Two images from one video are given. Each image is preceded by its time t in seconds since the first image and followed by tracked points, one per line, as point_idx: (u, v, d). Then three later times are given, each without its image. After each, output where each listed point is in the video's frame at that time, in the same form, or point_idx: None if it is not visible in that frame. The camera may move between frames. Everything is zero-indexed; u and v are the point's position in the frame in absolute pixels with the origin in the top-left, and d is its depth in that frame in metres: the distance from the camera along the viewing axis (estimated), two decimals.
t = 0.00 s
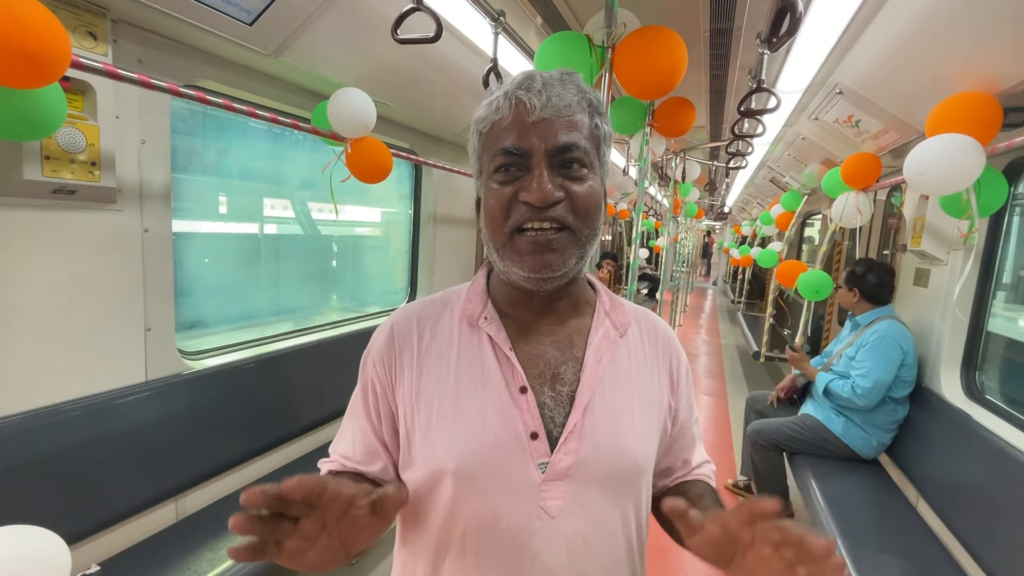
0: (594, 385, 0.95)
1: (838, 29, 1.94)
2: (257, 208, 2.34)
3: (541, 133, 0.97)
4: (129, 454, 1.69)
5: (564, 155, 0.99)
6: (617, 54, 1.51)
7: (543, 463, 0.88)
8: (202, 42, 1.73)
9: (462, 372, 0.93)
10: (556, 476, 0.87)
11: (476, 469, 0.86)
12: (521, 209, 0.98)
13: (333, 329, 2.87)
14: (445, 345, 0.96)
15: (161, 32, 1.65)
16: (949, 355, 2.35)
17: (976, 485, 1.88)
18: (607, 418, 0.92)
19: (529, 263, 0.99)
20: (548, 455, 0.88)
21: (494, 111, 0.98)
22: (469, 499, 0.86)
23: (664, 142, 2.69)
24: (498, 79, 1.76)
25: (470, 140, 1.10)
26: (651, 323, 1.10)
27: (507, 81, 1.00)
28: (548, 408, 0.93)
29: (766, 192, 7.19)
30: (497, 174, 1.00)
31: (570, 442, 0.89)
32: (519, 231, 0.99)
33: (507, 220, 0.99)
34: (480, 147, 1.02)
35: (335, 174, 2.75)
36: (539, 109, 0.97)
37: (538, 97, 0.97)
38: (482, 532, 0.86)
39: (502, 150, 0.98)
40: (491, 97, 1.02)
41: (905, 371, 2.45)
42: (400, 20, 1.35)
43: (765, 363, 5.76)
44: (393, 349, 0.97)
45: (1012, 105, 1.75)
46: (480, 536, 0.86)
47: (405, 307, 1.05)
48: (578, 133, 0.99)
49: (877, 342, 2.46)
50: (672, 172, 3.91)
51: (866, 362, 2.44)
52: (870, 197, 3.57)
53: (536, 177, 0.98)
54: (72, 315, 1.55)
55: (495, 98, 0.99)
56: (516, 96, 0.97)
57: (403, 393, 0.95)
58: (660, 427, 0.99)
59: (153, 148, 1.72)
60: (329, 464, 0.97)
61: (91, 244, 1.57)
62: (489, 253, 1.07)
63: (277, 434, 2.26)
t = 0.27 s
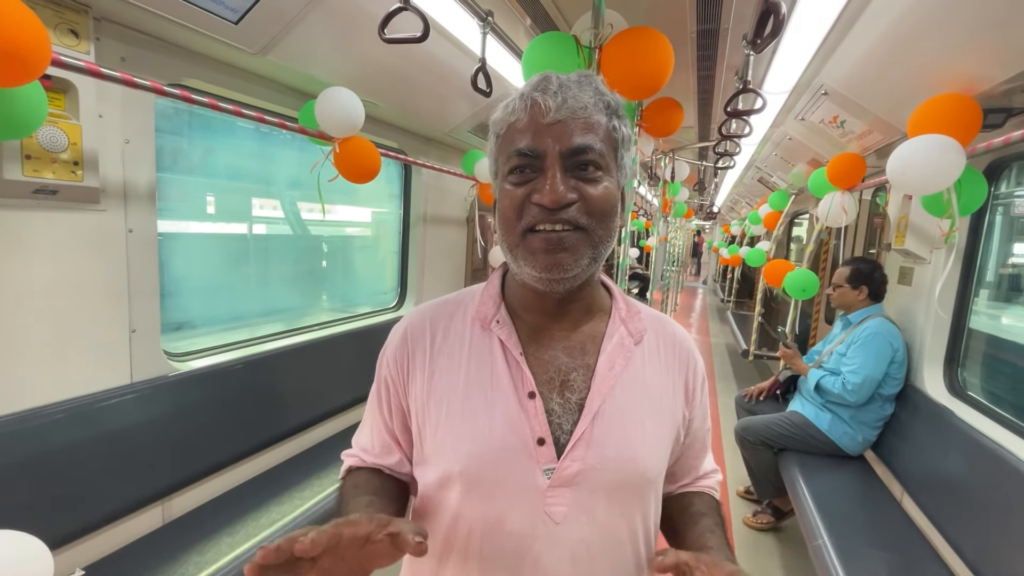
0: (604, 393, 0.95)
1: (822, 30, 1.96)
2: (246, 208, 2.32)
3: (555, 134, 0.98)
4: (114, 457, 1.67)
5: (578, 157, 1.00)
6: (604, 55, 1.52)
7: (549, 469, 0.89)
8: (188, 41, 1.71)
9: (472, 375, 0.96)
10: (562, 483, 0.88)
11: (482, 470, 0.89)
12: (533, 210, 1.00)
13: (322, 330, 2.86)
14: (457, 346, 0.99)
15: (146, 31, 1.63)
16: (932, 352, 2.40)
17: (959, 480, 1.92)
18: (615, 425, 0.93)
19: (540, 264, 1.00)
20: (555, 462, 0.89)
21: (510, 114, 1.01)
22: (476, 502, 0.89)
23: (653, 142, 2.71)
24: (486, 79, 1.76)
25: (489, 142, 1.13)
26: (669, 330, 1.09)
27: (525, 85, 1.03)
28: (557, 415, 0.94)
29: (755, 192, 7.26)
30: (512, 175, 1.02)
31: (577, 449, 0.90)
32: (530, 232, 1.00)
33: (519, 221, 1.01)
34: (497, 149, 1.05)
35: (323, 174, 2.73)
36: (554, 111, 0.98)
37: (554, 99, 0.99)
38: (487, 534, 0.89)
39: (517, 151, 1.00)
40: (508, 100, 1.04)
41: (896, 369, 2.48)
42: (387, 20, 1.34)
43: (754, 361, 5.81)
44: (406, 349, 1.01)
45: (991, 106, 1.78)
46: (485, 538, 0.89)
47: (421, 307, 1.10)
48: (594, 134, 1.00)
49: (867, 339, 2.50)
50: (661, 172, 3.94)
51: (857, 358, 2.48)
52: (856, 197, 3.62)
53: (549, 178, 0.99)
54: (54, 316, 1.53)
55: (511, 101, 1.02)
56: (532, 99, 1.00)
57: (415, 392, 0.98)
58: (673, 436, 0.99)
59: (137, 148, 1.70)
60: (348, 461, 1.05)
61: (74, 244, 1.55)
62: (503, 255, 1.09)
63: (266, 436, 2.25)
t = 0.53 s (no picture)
0: (601, 391, 0.95)
1: (807, 31, 1.99)
2: (234, 208, 2.29)
3: (553, 135, 0.99)
4: (98, 460, 1.64)
5: (576, 158, 1.00)
6: (592, 55, 1.52)
7: (546, 464, 0.89)
8: (172, 38, 1.69)
9: (471, 370, 0.97)
10: (558, 479, 0.89)
11: (479, 465, 0.89)
12: (532, 211, 1.00)
13: (312, 330, 2.85)
14: (457, 342, 1.00)
15: (129, 27, 1.61)
16: (915, 348, 2.44)
17: (941, 473, 1.96)
18: (613, 422, 0.93)
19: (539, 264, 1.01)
20: (551, 457, 0.90)
21: (508, 115, 1.02)
22: (471, 496, 0.90)
23: (641, 142, 2.72)
24: (475, 78, 1.76)
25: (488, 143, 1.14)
26: (669, 330, 1.09)
27: (523, 86, 1.03)
28: (554, 411, 0.95)
29: (743, 192, 7.34)
30: (510, 177, 1.03)
31: (574, 445, 0.90)
32: (529, 233, 1.01)
33: (519, 222, 1.02)
34: (496, 150, 1.06)
35: (311, 173, 2.71)
36: (551, 112, 0.99)
37: (551, 100, 0.99)
38: (481, 530, 0.89)
39: (515, 152, 1.01)
40: (506, 102, 1.05)
41: (886, 366, 2.54)
42: (374, 18, 1.34)
43: (744, 359, 5.88)
44: (407, 344, 1.02)
45: (971, 106, 1.82)
46: (480, 534, 0.89)
47: (424, 303, 1.11)
48: (591, 135, 1.01)
49: (860, 336, 2.51)
50: (651, 171, 3.96)
51: (850, 355, 2.50)
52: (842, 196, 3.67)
53: (546, 179, 1.00)
54: (35, 317, 1.50)
55: (510, 102, 1.03)
56: (530, 100, 1.00)
57: (415, 387, 0.99)
58: (671, 435, 0.99)
59: (121, 146, 1.68)
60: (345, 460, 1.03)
61: (54, 244, 1.52)
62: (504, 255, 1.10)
63: (255, 437, 2.23)
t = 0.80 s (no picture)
0: (589, 387, 0.96)
1: (794, 32, 2.01)
2: (222, 207, 2.27)
3: (540, 136, 0.99)
4: (83, 463, 1.62)
5: (563, 158, 1.00)
6: (581, 53, 1.52)
7: (533, 460, 0.90)
8: (157, 35, 1.67)
9: (461, 366, 0.97)
10: (545, 475, 0.89)
11: (466, 460, 0.89)
12: (521, 212, 1.00)
13: (302, 329, 2.83)
14: (447, 338, 1.00)
15: (112, 24, 1.59)
16: (900, 345, 2.48)
17: (926, 468, 1.99)
18: (601, 418, 0.93)
19: (529, 265, 1.01)
20: (539, 453, 0.90)
21: (494, 117, 1.02)
22: (459, 493, 0.90)
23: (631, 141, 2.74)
24: (465, 77, 1.76)
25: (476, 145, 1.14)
26: (660, 327, 1.09)
27: (510, 87, 1.03)
28: (542, 407, 0.95)
29: (733, 192, 7.41)
30: (499, 178, 1.03)
31: (561, 441, 0.91)
32: (519, 233, 1.01)
33: (508, 224, 1.02)
34: (484, 152, 1.05)
35: (300, 171, 2.70)
36: (538, 113, 0.99)
37: (538, 101, 0.99)
38: (469, 526, 0.89)
39: (502, 154, 1.01)
40: (493, 103, 1.05)
41: (875, 364, 2.56)
42: (362, 15, 1.33)
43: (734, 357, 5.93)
44: (399, 339, 1.02)
45: (954, 106, 1.85)
46: (468, 531, 0.90)
47: (418, 299, 1.10)
48: (578, 135, 1.01)
49: (850, 335, 2.51)
50: (641, 170, 3.98)
51: (840, 354, 2.50)
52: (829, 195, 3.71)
53: (535, 180, 1.00)
54: (17, 318, 1.48)
55: (496, 104, 1.03)
56: (516, 100, 1.00)
57: (405, 383, 0.99)
58: (661, 432, 0.99)
59: (105, 144, 1.65)
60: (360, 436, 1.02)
61: (36, 244, 1.49)
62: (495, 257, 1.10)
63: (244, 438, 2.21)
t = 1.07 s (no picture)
0: (576, 385, 0.96)
1: (784, 32, 2.02)
2: (212, 206, 2.25)
3: (539, 129, 0.99)
4: (69, 466, 1.60)
5: (561, 153, 1.00)
6: (572, 53, 1.52)
7: (519, 458, 0.89)
8: (144, 32, 1.65)
9: (448, 364, 0.96)
10: (531, 473, 0.89)
11: (452, 460, 0.89)
12: (514, 202, 1.00)
13: (293, 330, 2.81)
14: (436, 336, 1.00)
15: (99, 21, 1.57)
16: (890, 343, 2.50)
17: (915, 465, 2.01)
18: (587, 416, 0.93)
19: (519, 255, 1.01)
20: (525, 451, 0.90)
21: (495, 107, 1.02)
22: (447, 492, 0.90)
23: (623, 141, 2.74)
24: (456, 76, 1.75)
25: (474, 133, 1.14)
26: (649, 325, 1.09)
27: (513, 79, 1.03)
28: (528, 406, 0.95)
29: (725, 191, 7.46)
30: (495, 168, 1.03)
31: (548, 440, 0.90)
32: (510, 223, 1.01)
33: (500, 213, 1.02)
34: (482, 141, 1.05)
35: (290, 171, 2.68)
36: (539, 106, 0.99)
37: (539, 95, 0.99)
38: (457, 525, 0.89)
39: (501, 143, 1.01)
40: (495, 93, 1.05)
41: (865, 362, 2.58)
42: (352, 13, 1.32)
43: (726, 356, 5.97)
44: (387, 336, 1.02)
45: (942, 107, 1.87)
46: (455, 530, 0.89)
47: (407, 295, 1.10)
48: (576, 132, 1.01)
49: (841, 334, 2.53)
50: (634, 170, 3.99)
51: (832, 353, 2.52)
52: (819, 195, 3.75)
53: (531, 172, 1.00)
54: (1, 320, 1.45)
55: (499, 94, 1.03)
56: (518, 93, 1.00)
57: (393, 381, 0.99)
58: (648, 429, 0.99)
59: (91, 143, 1.63)
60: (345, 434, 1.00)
61: (20, 244, 1.47)
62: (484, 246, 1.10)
63: (234, 440, 2.19)
